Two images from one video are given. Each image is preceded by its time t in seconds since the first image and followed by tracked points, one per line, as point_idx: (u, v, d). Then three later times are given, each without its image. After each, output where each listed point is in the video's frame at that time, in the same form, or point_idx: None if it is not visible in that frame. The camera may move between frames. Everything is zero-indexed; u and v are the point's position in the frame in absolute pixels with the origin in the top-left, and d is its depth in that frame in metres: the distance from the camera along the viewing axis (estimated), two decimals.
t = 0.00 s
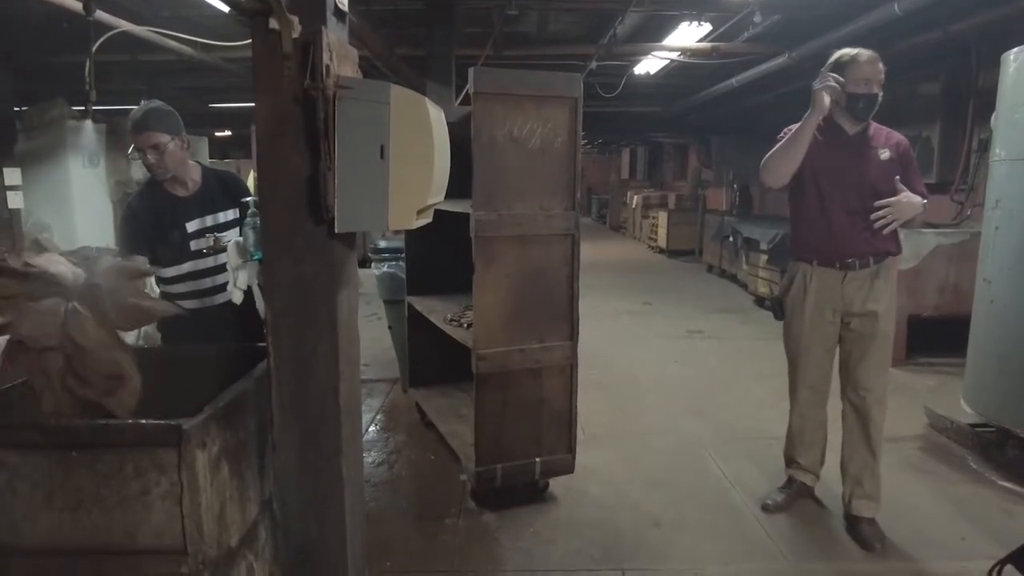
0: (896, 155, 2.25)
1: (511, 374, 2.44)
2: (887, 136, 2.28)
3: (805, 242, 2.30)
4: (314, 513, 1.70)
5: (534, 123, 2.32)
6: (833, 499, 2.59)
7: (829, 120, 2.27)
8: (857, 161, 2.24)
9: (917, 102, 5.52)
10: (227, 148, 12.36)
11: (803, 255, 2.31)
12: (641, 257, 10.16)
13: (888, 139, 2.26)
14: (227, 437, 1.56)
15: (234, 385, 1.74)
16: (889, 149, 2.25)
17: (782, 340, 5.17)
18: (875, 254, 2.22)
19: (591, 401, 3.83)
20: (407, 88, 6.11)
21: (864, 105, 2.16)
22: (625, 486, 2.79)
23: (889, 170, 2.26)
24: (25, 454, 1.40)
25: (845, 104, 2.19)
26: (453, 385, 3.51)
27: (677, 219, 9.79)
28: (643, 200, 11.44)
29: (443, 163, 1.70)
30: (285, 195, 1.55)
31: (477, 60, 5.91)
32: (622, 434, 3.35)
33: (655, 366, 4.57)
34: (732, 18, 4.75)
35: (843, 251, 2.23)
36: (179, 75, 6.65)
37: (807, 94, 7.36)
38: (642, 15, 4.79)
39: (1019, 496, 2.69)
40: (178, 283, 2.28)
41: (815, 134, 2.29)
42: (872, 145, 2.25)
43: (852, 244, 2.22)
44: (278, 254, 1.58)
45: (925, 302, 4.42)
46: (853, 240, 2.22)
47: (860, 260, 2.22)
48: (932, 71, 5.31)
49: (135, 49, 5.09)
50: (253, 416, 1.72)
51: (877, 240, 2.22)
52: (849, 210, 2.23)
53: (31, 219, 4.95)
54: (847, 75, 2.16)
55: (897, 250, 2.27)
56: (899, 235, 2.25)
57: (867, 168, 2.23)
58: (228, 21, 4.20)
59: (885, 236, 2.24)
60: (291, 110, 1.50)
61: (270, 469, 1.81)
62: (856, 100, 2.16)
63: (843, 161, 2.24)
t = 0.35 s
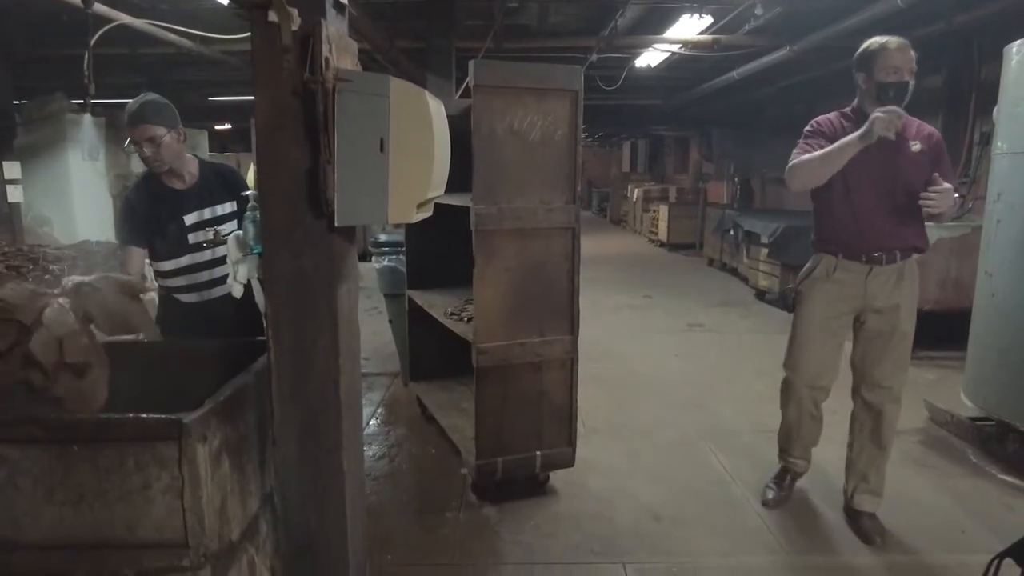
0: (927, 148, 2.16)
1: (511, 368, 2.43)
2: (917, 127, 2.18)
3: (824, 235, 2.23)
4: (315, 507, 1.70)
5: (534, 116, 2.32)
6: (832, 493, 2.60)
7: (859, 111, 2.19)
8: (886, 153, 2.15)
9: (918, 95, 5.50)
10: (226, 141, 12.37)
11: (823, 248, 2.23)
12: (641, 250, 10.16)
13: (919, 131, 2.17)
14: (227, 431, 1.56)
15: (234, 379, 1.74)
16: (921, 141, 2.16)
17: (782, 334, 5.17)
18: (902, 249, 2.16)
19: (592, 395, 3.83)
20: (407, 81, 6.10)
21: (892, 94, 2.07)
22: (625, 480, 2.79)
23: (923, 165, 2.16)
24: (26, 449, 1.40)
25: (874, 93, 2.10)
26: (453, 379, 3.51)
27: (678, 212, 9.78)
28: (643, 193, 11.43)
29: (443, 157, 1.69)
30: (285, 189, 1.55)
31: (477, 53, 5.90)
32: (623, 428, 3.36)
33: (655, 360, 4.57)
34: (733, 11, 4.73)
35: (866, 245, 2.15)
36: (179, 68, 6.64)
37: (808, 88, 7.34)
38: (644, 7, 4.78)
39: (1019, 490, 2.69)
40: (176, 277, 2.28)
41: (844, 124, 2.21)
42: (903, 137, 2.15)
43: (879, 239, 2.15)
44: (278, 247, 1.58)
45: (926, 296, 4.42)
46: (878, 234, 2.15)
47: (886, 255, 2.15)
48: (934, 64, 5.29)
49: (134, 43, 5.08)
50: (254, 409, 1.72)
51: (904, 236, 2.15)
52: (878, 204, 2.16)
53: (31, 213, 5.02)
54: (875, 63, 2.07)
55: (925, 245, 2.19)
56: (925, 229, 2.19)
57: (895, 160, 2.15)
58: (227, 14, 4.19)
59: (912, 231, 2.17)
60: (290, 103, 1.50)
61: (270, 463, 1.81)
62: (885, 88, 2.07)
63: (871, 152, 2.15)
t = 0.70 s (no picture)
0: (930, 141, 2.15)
1: (510, 364, 2.43)
2: (920, 121, 2.18)
3: (827, 235, 2.20)
4: (314, 504, 1.70)
5: (533, 112, 2.31)
6: (832, 490, 2.60)
7: (861, 106, 2.17)
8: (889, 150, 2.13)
9: (920, 91, 5.49)
10: (227, 137, 12.37)
11: (826, 248, 2.20)
12: (641, 247, 10.16)
13: (921, 125, 2.16)
14: (225, 428, 1.56)
15: (232, 376, 1.74)
16: (925, 134, 2.15)
17: (782, 330, 5.17)
18: (905, 247, 2.14)
19: (592, 392, 3.83)
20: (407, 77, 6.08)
21: (897, 87, 2.04)
22: (625, 476, 2.79)
23: (927, 158, 2.15)
24: (23, 446, 1.39)
25: (877, 86, 2.07)
26: (453, 375, 3.51)
27: (678, 208, 9.78)
28: (643, 189, 11.42)
29: (442, 154, 1.68)
30: (282, 185, 1.54)
31: (477, 49, 5.88)
32: (623, 425, 3.35)
33: (655, 356, 4.57)
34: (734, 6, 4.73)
35: (870, 245, 2.13)
36: (178, 64, 6.63)
37: (808, 83, 7.33)
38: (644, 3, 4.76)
39: (1019, 487, 2.69)
40: (174, 275, 2.28)
41: (846, 121, 2.18)
42: (905, 131, 2.14)
43: (882, 237, 2.13)
44: (276, 244, 1.57)
45: (926, 292, 4.42)
46: (883, 233, 2.13)
47: (890, 254, 2.13)
48: (934, 59, 5.28)
49: (134, 39, 5.07)
50: (252, 407, 1.71)
51: (908, 233, 2.13)
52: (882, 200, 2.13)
53: (31, 210, 5.04)
54: (878, 58, 2.04)
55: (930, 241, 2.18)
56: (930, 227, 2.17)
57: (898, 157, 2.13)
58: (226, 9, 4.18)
59: (916, 229, 2.15)
60: (287, 99, 1.49)
61: (269, 459, 1.81)
62: (889, 83, 2.04)
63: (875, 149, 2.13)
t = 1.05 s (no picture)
0: (921, 135, 2.14)
1: (510, 361, 2.42)
2: (911, 116, 2.16)
3: (818, 231, 2.20)
4: (312, 500, 1.69)
5: (532, 107, 2.30)
6: (832, 487, 2.60)
7: (850, 100, 2.16)
8: (879, 144, 2.12)
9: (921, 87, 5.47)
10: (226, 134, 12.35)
11: (817, 245, 2.19)
12: (641, 243, 10.15)
13: (913, 120, 2.15)
14: (223, 426, 1.55)
15: (230, 374, 1.74)
16: (916, 129, 2.14)
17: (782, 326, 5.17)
18: (897, 243, 2.14)
19: (592, 388, 3.83)
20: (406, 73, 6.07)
21: (887, 79, 2.03)
22: (624, 473, 2.79)
23: (919, 153, 2.14)
24: (21, 444, 1.39)
25: (867, 80, 2.06)
26: (452, 372, 3.51)
27: (678, 205, 9.77)
28: (644, 185, 11.41)
29: (439, 149, 1.68)
30: (279, 181, 1.53)
31: (477, 45, 5.86)
32: (623, 421, 3.35)
33: (655, 353, 4.56)
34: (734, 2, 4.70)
35: (861, 241, 2.12)
36: (177, 61, 6.61)
37: (808, 79, 7.31)
38: None
39: (1020, 483, 2.68)
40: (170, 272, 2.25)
41: (834, 115, 2.17)
42: (897, 125, 2.13)
43: (873, 233, 2.12)
44: (272, 240, 1.57)
45: (927, 289, 4.41)
46: (874, 229, 2.12)
47: (882, 250, 2.12)
48: (935, 55, 5.26)
49: (132, 35, 5.05)
50: (250, 404, 1.71)
51: (898, 230, 2.13)
52: (870, 196, 2.13)
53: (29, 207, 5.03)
54: (868, 51, 2.04)
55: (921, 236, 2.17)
56: (920, 222, 2.17)
57: (889, 151, 2.12)
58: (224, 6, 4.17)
59: (907, 224, 2.14)
60: (283, 95, 1.48)
61: (267, 457, 1.81)
62: (880, 76, 2.03)
63: (866, 144, 2.12)
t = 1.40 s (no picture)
0: (909, 131, 2.14)
1: (508, 359, 2.42)
2: (900, 112, 2.16)
3: (810, 228, 2.18)
4: (310, 499, 1.69)
5: (530, 104, 2.28)
6: (830, 483, 2.59)
7: (838, 95, 2.15)
8: (868, 140, 2.11)
9: (920, 82, 5.45)
10: (224, 131, 12.32)
11: (808, 242, 2.19)
12: (641, 239, 10.14)
13: (900, 116, 2.14)
14: (219, 425, 1.55)
15: (226, 372, 1.73)
16: (904, 125, 2.13)
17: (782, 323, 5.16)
18: (888, 239, 2.13)
19: (591, 385, 3.82)
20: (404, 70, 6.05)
21: (879, 78, 2.03)
22: (622, 470, 2.79)
23: (907, 149, 2.13)
24: (16, 444, 1.38)
25: (859, 77, 2.05)
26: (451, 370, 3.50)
27: (678, 201, 9.75)
28: (643, 181, 11.39)
29: (435, 147, 1.67)
30: (275, 179, 1.52)
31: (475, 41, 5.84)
32: (622, 418, 3.35)
33: (654, 349, 4.56)
34: None
35: (852, 238, 2.11)
36: (174, 58, 6.59)
37: (807, 75, 7.29)
38: None
39: (1019, 479, 2.68)
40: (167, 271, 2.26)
41: (823, 110, 2.16)
42: (886, 121, 2.12)
43: (864, 230, 2.11)
44: (268, 238, 1.56)
45: (926, 284, 4.40)
46: (865, 225, 2.11)
47: (874, 247, 2.11)
48: (935, 50, 5.24)
49: (129, 32, 5.03)
50: (246, 403, 1.70)
51: (889, 226, 2.12)
52: (861, 192, 2.12)
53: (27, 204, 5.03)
54: (861, 47, 2.03)
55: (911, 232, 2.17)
56: (909, 218, 2.16)
57: (879, 147, 2.11)
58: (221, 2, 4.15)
59: (897, 220, 2.13)
60: (277, 92, 1.47)
61: (264, 455, 1.80)
62: (872, 74, 2.03)
63: (855, 140, 2.11)
